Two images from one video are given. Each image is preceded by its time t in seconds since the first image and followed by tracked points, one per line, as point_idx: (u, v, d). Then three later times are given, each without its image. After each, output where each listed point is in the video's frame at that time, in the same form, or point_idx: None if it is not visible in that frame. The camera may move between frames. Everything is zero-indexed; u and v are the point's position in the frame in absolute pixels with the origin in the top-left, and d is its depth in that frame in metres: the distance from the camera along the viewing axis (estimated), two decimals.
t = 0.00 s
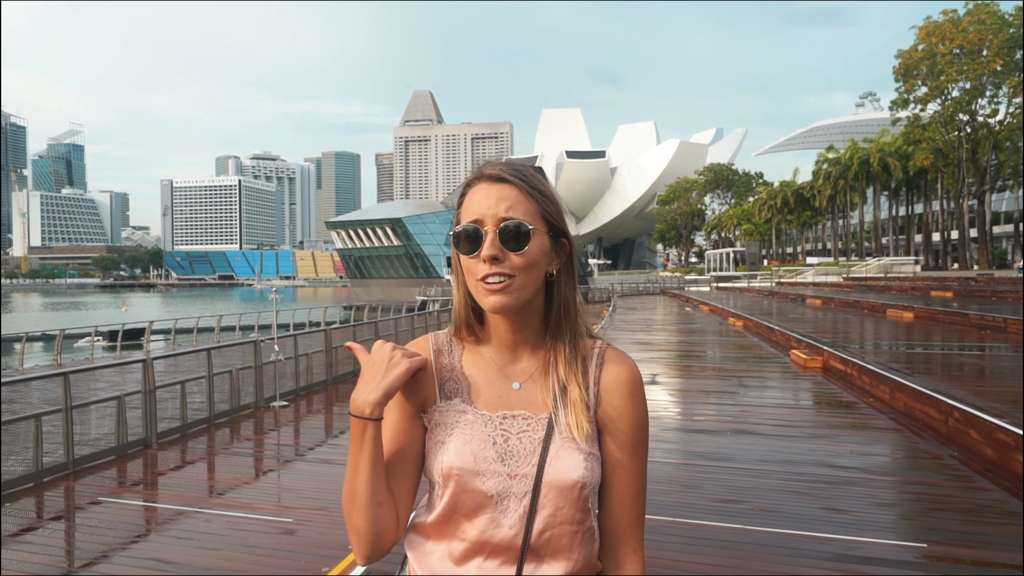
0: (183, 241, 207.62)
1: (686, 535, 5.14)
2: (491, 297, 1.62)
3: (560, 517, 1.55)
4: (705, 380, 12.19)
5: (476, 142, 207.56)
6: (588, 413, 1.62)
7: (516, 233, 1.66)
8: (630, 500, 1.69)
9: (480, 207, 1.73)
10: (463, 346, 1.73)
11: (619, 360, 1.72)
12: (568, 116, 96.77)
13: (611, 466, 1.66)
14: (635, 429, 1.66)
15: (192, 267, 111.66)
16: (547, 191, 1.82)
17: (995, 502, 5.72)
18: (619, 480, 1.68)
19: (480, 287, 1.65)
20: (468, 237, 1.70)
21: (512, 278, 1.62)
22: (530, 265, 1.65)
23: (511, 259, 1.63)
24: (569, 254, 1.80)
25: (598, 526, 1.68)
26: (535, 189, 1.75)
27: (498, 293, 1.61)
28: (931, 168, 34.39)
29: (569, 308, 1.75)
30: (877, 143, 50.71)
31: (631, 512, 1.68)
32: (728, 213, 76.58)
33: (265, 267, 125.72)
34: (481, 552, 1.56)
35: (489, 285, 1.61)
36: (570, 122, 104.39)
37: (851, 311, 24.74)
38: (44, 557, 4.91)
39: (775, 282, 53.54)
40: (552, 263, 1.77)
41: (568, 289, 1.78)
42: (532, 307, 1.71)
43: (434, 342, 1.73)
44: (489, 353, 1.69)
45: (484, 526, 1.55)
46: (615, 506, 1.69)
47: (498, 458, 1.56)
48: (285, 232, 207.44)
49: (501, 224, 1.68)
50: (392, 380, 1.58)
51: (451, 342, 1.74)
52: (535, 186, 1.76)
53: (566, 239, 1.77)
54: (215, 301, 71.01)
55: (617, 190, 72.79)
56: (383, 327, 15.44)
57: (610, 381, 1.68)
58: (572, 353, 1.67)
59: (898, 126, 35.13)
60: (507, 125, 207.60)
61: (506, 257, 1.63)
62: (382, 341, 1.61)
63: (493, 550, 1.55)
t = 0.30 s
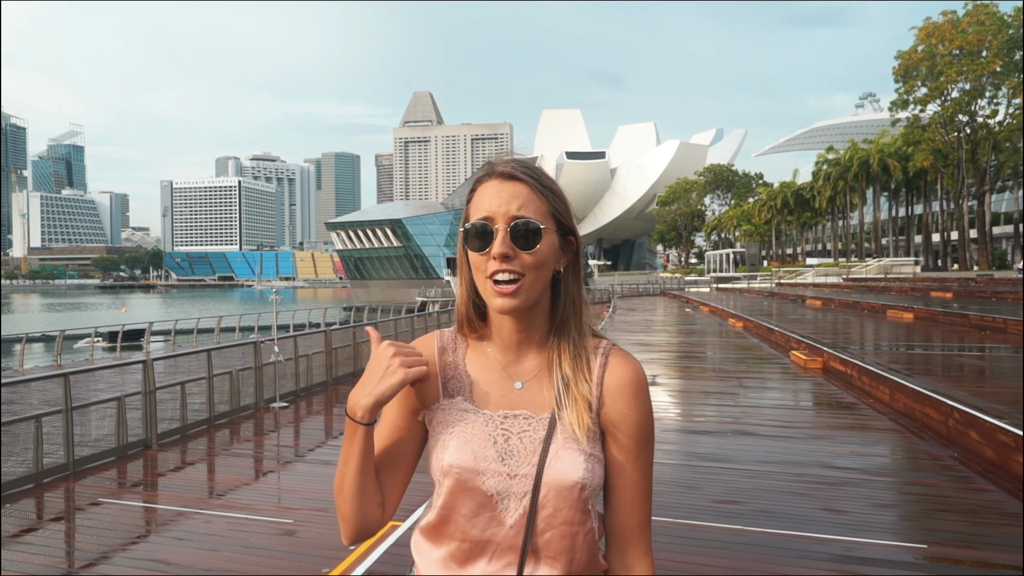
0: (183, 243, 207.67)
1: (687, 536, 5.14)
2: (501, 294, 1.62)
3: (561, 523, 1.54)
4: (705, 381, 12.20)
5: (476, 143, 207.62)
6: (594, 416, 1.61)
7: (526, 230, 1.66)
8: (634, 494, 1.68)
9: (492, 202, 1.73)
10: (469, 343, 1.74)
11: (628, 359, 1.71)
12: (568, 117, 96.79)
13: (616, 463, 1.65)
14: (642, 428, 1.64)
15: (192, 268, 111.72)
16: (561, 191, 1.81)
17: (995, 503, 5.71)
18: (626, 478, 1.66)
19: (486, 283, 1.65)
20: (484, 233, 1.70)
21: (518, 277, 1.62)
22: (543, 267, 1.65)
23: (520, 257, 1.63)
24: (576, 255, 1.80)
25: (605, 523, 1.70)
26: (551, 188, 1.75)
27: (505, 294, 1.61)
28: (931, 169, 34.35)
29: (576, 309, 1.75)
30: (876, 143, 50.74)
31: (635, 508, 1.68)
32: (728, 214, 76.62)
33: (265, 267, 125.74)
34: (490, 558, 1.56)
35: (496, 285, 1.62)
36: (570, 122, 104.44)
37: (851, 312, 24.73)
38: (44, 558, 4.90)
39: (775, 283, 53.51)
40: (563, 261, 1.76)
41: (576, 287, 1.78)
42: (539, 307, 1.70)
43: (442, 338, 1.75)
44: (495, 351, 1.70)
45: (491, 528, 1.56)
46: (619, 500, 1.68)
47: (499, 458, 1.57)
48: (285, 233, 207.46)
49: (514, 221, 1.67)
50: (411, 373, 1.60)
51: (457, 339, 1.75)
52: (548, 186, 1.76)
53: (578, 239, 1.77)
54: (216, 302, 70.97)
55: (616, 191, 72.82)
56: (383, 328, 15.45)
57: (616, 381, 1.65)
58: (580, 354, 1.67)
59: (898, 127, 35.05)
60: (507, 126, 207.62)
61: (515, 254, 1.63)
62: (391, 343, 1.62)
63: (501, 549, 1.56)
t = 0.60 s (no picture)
0: (183, 245, 207.72)
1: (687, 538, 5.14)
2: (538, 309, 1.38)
3: (609, 545, 1.32)
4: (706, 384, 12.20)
5: (476, 146, 207.64)
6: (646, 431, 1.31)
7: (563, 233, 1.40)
8: (698, 523, 1.30)
9: (535, 204, 1.48)
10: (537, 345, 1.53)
11: (697, 371, 1.34)
12: (567, 120, 96.83)
13: (672, 489, 1.32)
14: (705, 448, 1.29)
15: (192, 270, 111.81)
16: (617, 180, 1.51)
17: (996, 506, 5.71)
18: (692, 511, 1.30)
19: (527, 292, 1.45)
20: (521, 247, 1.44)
21: (553, 282, 1.39)
22: (579, 276, 1.39)
23: (552, 261, 1.39)
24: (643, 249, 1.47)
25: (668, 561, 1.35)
26: (598, 182, 1.45)
27: (544, 307, 1.37)
28: (931, 173, 34.33)
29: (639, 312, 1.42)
30: (876, 147, 50.75)
31: (702, 541, 1.30)
32: (727, 217, 76.72)
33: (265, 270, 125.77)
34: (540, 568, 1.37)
35: (535, 298, 1.39)
36: (571, 125, 104.50)
37: (851, 315, 24.73)
38: (45, 561, 4.90)
39: (775, 286, 53.51)
40: (614, 265, 1.43)
41: (635, 290, 1.44)
42: (593, 312, 1.42)
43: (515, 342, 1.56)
44: (554, 364, 1.47)
45: (535, 545, 1.38)
46: (682, 532, 1.32)
47: (551, 466, 1.37)
48: (285, 236, 207.50)
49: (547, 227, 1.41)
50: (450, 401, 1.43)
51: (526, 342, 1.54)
52: (598, 177, 1.47)
53: (630, 238, 1.43)
54: (216, 304, 70.98)
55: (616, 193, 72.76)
56: (382, 331, 15.50)
57: (675, 397, 1.30)
58: (634, 367, 1.35)
59: (898, 131, 35.04)
60: (507, 129, 207.60)
61: (545, 260, 1.40)
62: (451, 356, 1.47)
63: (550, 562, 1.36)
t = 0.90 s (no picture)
0: (183, 247, 207.78)
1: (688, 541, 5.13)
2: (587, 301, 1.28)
3: (654, 552, 1.17)
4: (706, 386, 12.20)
5: (477, 148, 207.67)
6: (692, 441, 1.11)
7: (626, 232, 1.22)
8: (757, 559, 1.03)
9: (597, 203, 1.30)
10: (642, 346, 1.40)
11: (767, 388, 1.06)
12: (568, 122, 96.82)
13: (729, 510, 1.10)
14: (759, 479, 1.03)
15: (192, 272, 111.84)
16: (706, 163, 1.27)
17: (996, 508, 5.71)
18: (757, 551, 1.04)
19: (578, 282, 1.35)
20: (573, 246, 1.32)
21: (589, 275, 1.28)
22: (610, 276, 1.24)
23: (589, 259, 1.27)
24: (734, 240, 1.20)
25: None
26: (669, 172, 1.22)
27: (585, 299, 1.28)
28: (931, 175, 34.31)
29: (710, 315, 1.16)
30: (876, 149, 50.74)
31: None
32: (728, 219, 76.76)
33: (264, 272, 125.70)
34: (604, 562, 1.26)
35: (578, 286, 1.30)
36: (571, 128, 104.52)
37: (851, 317, 24.77)
38: (44, 562, 4.90)
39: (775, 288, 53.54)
40: (651, 262, 1.21)
41: (704, 286, 1.17)
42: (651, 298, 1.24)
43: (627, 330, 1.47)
44: (645, 360, 1.32)
45: (598, 540, 1.27)
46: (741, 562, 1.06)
47: (620, 462, 1.22)
48: (285, 237, 207.50)
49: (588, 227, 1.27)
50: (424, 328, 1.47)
51: (634, 341, 1.43)
52: (673, 166, 1.24)
53: (668, 235, 1.18)
54: (216, 306, 70.99)
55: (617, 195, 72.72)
56: (383, 333, 15.51)
57: (734, 415, 1.06)
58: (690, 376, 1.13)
59: (899, 134, 35.04)
60: (507, 131, 207.60)
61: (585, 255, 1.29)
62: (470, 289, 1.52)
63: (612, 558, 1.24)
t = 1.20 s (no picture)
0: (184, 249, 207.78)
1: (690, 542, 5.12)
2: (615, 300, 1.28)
3: (661, 552, 1.16)
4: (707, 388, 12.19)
5: (477, 149, 207.64)
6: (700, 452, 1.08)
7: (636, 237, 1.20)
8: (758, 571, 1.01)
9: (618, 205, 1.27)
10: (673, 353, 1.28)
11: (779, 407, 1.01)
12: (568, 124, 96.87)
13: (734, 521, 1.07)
14: (762, 490, 1.00)
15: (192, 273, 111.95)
16: (739, 167, 1.20)
17: (997, 510, 5.70)
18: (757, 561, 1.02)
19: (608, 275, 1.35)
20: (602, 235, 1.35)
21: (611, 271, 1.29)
22: (624, 272, 1.23)
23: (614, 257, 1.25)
24: (725, 243, 1.09)
25: None
26: (678, 178, 1.17)
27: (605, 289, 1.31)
28: (931, 176, 34.25)
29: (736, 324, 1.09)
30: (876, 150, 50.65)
31: None
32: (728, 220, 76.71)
33: (265, 274, 125.76)
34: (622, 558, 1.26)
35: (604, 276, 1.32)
36: (572, 129, 104.53)
37: (852, 318, 24.75)
38: (45, 564, 4.90)
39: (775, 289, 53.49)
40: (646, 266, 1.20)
41: (705, 288, 1.08)
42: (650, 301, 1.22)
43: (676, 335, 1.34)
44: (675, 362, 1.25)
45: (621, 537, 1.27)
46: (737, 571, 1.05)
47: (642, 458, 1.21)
48: (286, 239, 207.49)
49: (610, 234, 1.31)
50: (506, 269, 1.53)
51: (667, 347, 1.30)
52: (704, 165, 1.19)
53: (660, 236, 1.14)
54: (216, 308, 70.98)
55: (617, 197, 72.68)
56: (382, 335, 15.48)
57: (742, 429, 1.02)
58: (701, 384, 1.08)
59: (900, 135, 34.95)
60: (507, 133, 207.60)
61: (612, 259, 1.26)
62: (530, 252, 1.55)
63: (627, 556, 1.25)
